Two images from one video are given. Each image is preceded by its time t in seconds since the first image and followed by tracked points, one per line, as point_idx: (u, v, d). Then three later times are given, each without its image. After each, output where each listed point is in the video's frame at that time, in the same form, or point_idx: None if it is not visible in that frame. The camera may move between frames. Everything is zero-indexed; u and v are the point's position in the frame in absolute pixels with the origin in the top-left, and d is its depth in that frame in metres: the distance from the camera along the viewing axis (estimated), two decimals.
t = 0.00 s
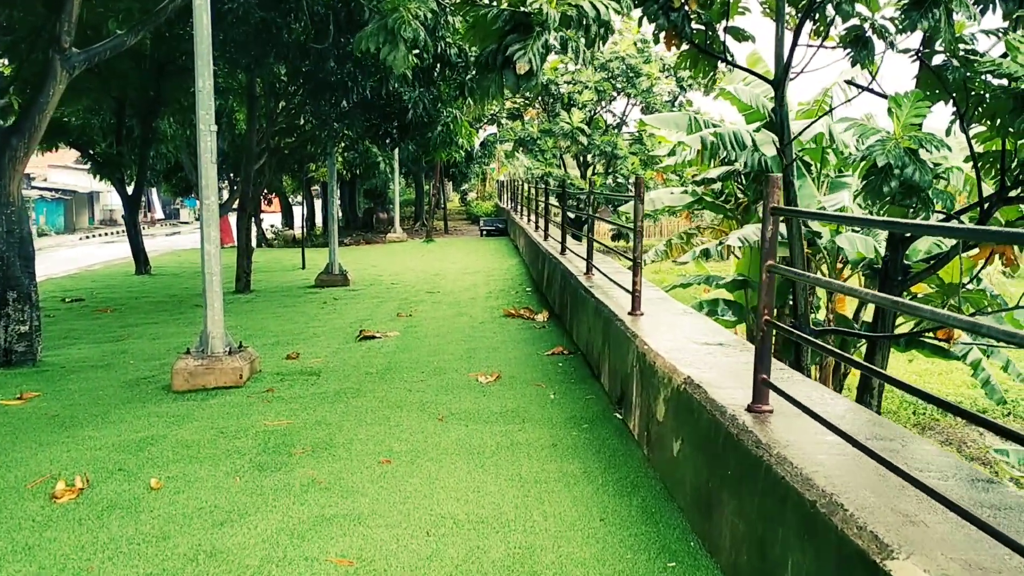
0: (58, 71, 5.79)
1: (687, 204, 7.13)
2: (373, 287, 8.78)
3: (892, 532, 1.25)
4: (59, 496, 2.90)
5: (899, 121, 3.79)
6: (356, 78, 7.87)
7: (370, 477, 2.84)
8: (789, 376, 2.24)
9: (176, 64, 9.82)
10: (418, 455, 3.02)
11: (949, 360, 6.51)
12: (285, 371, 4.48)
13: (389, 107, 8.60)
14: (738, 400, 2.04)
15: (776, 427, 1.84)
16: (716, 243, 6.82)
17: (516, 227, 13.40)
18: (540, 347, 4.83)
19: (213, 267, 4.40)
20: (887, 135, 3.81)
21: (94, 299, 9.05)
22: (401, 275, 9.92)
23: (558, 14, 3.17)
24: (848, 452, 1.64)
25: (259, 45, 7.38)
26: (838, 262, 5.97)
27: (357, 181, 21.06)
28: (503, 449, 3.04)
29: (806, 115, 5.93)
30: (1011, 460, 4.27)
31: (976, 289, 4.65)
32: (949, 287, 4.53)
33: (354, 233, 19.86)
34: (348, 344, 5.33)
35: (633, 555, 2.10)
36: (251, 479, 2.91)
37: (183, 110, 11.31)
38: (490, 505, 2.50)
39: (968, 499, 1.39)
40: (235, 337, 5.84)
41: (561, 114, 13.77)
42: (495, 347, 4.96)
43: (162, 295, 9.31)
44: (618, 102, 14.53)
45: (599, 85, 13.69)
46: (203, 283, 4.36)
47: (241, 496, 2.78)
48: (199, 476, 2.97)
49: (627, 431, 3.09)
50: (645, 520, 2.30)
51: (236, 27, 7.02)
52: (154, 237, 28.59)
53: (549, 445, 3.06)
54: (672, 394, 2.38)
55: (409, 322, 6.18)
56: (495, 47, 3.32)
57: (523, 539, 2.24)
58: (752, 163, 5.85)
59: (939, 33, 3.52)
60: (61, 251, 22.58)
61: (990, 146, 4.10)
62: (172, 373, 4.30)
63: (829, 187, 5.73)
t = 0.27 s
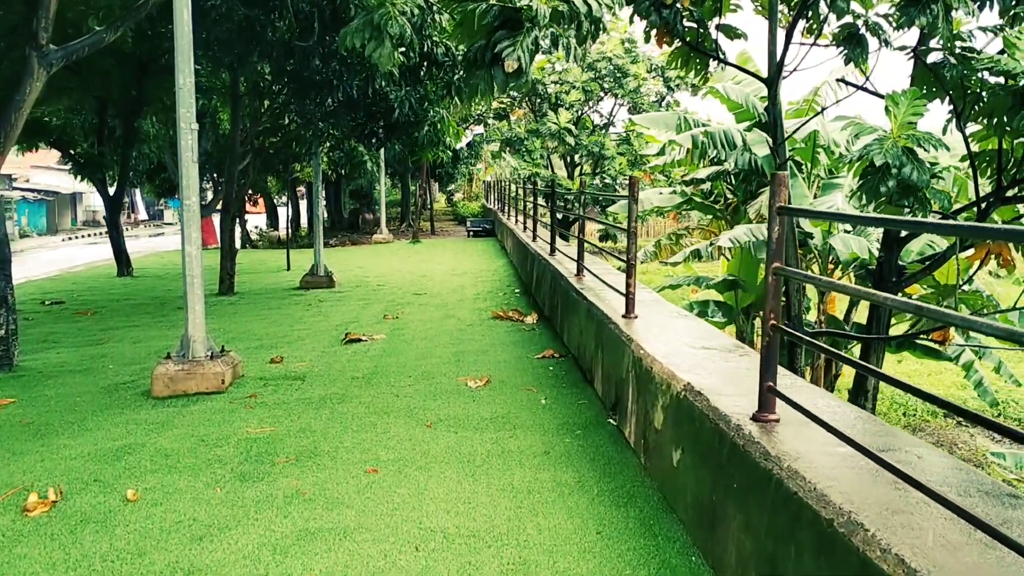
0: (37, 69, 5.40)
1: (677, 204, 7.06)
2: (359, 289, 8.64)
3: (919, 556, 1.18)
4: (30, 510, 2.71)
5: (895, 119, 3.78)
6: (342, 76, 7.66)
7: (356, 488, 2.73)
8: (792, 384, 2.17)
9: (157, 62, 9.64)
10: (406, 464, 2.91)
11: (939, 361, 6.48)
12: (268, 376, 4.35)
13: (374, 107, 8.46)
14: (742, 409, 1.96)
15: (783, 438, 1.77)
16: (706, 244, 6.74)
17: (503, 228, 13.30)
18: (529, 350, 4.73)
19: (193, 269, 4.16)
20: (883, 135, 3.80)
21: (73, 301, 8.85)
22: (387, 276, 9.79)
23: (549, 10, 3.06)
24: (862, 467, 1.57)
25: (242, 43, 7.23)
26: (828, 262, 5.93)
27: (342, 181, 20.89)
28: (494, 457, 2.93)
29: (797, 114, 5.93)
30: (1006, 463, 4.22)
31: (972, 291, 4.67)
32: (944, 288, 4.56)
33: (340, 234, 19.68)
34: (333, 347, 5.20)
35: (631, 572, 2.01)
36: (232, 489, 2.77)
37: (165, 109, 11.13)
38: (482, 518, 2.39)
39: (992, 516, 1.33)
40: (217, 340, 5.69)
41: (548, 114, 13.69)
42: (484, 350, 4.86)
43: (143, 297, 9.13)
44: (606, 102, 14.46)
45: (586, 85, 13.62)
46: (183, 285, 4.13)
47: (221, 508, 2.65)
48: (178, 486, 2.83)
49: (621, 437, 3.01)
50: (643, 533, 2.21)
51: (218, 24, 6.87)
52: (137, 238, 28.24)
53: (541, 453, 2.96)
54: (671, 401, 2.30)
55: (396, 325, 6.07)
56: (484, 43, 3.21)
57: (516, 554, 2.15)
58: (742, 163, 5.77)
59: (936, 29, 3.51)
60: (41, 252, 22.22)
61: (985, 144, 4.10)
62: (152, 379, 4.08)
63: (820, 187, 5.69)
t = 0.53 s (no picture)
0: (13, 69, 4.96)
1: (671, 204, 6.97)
2: (348, 291, 8.51)
3: None
4: None
5: (897, 118, 3.74)
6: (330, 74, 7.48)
7: (341, 503, 2.59)
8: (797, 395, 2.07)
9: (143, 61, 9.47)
10: (394, 476, 2.79)
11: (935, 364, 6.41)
12: (253, 381, 4.21)
13: (363, 105, 8.32)
14: (747, 423, 1.86)
15: (793, 454, 1.67)
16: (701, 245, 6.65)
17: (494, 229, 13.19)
18: (521, 355, 4.62)
19: (174, 272, 3.94)
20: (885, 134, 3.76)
21: (55, 303, 8.65)
22: (376, 278, 9.66)
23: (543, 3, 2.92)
24: (880, 488, 1.47)
25: (229, 40, 7.08)
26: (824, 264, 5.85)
27: (332, 182, 20.72)
28: (486, 468, 2.81)
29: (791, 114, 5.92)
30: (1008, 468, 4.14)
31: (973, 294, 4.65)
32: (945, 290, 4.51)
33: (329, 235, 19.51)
34: (321, 351, 5.06)
35: None
36: (211, 503, 2.63)
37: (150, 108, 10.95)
38: (472, 536, 2.27)
39: None
40: (201, 344, 5.53)
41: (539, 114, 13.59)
42: (475, 354, 4.74)
43: (127, 298, 8.94)
44: (597, 102, 14.37)
45: (577, 84, 13.54)
46: (164, 288, 3.93)
47: (199, 522, 2.50)
48: (153, 499, 2.68)
49: (617, 447, 2.91)
50: (642, 552, 2.10)
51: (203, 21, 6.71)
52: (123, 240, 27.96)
53: (534, 463, 2.84)
54: (671, 412, 2.20)
55: (385, 328, 5.94)
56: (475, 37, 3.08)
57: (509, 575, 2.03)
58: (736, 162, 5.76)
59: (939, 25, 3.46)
60: (25, 254, 21.93)
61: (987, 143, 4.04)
62: (130, 385, 3.90)
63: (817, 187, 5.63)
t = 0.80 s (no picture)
0: None
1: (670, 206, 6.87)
2: (342, 294, 8.38)
3: None
4: None
5: (906, 119, 3.65)
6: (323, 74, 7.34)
7: (330, 522, 2.46)
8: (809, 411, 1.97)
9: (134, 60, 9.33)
10: (386, 492, 2.67)
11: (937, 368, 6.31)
12: (242, 390, 4.08)
13: (357, 106, 8.20)
14: (760, 443, 1.76)
15: (810, 477, 1.57)
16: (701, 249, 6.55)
17: (490, 231, 13.08)
18: (518, 361, 4.50)
19: (159, 277, 3.78)
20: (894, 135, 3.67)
21: (44, 306, 8.51)
22: (371, 280, 9.54)
23: None
24: (906, 518, 1.37)
25: (220, 39, 6.94)
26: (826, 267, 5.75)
27: (327, 183, 20.58)
28: (482, 484, 2.70)
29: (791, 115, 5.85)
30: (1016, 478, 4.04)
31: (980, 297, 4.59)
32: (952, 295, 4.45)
33: (324, 236, 19.37)
34: (313, 358, 4.93)
35: None
36: (194, 522, 2.50)
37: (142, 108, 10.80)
38: (467, 560, 2.16)
39: None
40: (190, 350, 5.40)
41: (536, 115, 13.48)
42: (470, 361, 4.62)
43: (117, 301, 8.81)
44: (594, 102, 14.26)
45: (574, 85, 13.44)
46: (151, 294, 3.78)
47: (180, 543, 2.37)
48: (133, 518, 2.55)
49: (618, 461, 2.80)
50: None
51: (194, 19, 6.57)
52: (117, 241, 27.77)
53: (532, 478, 2.73)
54: (677, 428, 2.10)
55: (379, 333, 5.82)
56: (472, 34, 2.95)
57: None
58: (736, 163, 5.70)
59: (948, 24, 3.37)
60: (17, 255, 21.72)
61: (994, 144, 3.95)
62: (115, 395, 3.76)
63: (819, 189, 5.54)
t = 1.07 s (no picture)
0: None
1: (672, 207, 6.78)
2: (340, 296, 8.28)
3: None
4: None
5: (917, 118, 3.56)
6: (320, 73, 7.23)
7: (324, 537, 2.35)
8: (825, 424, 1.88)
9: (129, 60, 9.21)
10: (383, 504, 2.56)
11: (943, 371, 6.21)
12: (236, 396, 3.97)
13: (355, 106, 8.09)
14: (779, 458, 1.66)
15: (835, 497, 1.48)
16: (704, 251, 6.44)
17: (489, 232, 12.97)
18: (518, 366, 4.40)
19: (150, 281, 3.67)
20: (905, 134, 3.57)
21: (37, 308, 8.39)
22: (369, 282, 9.43)
23: None
24: (937, 542, 1.27)
25: (216, 37, 6.83)
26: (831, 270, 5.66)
27: (325, 184, 20.47)
28: (482, 496, 2.59)
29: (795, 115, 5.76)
30: None
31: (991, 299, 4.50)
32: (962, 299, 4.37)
33: (323, 238, 19.25)
34: (309, 362, 4.82)
35: None
36: (182, 537, 2.39)
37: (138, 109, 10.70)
38: None
39: None
40: (184, 354, 5.29)
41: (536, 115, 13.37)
42: (470, 366, 4.52)
43: (112, 303, 8.69)
44: (594, 103, 14.17)
45: (575, 85, 13.35)
46: (141, 298, 3.66)
47: (167, 560, 2.26)
48: (119, 532, 2.43)
49: (623, 471, 2.70)
50: None
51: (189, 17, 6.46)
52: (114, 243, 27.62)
53: (534, 490, 2.63)
54: (688, 441, 2.00)
55: (376, 336, 5.71)
56: (474, 30, 2.85)
57: None
58: (739, 164, 5.60)
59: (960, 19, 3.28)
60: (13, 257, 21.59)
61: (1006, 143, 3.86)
62: (104, 401, 3.65)
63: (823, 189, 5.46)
